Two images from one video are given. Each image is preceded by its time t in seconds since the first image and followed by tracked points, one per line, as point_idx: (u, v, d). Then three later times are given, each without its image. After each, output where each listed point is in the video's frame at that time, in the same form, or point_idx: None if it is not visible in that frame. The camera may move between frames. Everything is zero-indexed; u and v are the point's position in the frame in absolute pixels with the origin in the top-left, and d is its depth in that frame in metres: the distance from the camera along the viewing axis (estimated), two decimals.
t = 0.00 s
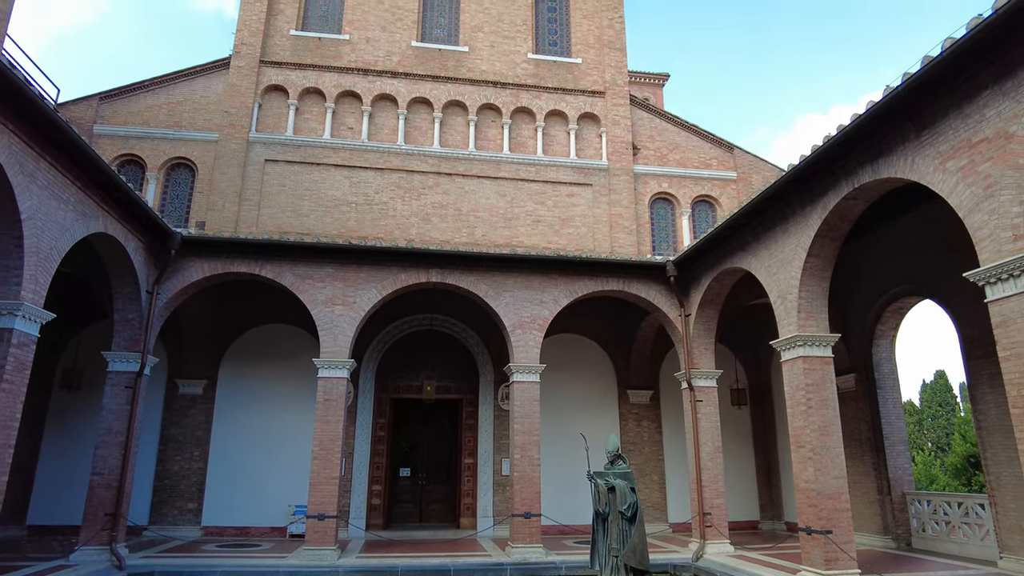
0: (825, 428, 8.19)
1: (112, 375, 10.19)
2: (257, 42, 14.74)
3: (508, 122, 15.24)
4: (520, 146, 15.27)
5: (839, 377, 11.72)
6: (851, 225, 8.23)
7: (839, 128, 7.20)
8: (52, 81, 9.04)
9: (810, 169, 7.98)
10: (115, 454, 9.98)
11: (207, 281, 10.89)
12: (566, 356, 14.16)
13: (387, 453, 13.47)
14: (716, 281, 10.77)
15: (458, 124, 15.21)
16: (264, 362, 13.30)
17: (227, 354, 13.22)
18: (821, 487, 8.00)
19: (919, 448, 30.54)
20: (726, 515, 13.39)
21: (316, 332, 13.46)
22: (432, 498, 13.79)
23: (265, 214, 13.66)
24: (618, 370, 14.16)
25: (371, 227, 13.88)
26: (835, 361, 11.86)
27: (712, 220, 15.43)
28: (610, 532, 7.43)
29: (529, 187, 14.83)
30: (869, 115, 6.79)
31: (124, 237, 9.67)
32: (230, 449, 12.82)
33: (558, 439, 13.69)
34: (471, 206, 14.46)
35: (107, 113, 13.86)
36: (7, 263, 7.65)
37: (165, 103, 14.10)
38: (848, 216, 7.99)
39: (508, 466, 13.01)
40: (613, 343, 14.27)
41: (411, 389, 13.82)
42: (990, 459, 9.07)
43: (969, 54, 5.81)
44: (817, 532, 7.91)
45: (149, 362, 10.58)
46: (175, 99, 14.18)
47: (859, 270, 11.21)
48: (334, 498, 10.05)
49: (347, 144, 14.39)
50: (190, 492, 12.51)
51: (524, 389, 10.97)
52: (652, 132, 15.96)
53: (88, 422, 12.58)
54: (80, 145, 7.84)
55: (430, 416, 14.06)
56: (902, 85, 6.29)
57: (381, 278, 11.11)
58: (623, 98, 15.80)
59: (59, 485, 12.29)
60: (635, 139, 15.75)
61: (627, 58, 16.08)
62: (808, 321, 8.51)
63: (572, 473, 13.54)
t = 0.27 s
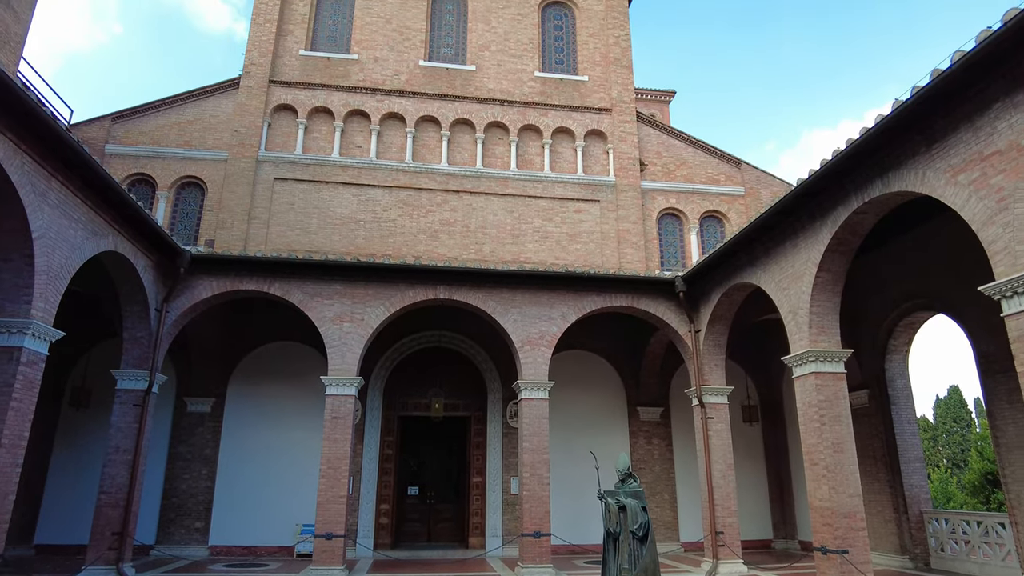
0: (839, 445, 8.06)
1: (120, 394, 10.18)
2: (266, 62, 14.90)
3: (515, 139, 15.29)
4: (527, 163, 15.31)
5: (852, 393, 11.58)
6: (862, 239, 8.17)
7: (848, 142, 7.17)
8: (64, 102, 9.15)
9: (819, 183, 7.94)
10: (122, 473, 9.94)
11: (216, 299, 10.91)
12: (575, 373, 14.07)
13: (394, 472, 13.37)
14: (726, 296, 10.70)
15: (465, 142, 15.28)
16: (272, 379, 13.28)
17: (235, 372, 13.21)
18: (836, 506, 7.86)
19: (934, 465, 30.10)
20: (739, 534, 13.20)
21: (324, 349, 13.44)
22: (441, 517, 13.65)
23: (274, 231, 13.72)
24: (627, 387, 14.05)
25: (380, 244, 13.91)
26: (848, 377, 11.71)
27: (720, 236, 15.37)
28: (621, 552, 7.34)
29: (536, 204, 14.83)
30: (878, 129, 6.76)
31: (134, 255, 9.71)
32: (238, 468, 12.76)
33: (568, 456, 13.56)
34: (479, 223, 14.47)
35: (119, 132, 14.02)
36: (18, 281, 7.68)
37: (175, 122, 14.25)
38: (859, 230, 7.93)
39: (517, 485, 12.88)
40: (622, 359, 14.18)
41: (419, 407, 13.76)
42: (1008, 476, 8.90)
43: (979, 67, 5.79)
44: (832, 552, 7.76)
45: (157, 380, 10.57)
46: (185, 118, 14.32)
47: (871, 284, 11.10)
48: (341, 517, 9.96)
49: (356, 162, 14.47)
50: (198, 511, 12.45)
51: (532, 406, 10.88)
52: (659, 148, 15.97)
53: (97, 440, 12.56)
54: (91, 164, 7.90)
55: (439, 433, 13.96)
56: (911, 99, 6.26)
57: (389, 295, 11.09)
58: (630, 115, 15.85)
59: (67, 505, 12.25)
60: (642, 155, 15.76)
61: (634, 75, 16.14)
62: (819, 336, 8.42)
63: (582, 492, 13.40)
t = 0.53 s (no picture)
0: (856, 463, 7.92)
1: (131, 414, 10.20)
2: (278, 84, 15.10)
3: (524, 158, 15.36)
4: (537, 181, 15.35)
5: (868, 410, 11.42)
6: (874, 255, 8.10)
7: (859, 157, 7.15)
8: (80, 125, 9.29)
9: (830, 199, 7.91)
10: (132, 493, 9.92)
11: (227, 319, 10.95)
12: (586, 391, 13.99)
13: (404, 492, 13.27)
14: (737, 313, 10.62)
15: (475, 161, 15.36)
16: (282, 399, 13.28)
17: (246, 392, 13.22)
18: (854, 526, 7.71)
19: (954, 484, 29.59)
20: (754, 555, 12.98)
21: (334, 368, 13.44)
22: (451, 538, 13.48)
23: (285, 251, 13.80)
24: (638, 405, 13.93)
25: (390, 263, 13.95)
26: (863, 395, 11.56)
27: (731, 252, 15.31)
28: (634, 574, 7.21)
29: (545, 222, 14.85)
30: (888, 143, 6.73)
31: (146, 275, 9.79)
32: (248, 488, 12.72)
33: (579, 476, 13.43)
34: (489, 241, 14.50)
35: (133, 154, 14.20)
36: (32, 302, 7.74)
37: (188, 144, 14.42)
38: (871, 245, 7.87)
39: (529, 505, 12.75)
40: (633, 377, 14.08)
41: (429, 426, 13.70)
42: None
43: (989, 80, 5.76)
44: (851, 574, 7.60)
45: (168, 400, 10.59)
46: (198, 140, 14.50)
47: (884, 300, 10.98)
48: (351, 538, 9.89)
49: (366, 182, 14.57)
50: (207, 531, 12.39)
51: (543, 426, 10.80)
52: (668, 165, 15.97)
53: (108, 461, 12.57)
54: (105, 186, 8.00)
55: (449, 453, 13.86)
56: (921, 113, 6.24)
57: (399, 314, 11.10)
58: (638, 133, 15.89)
59: (77, 526, 12.24)
60: (651, 173, 15.77)
61: (642, 94, 16.21)
62: (833, 352, 8.33)
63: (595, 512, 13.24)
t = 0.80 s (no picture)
0: (869, 488, 7.80)
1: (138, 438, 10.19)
2: (287, 110, 15.31)
3: (531, 182, 15.45)
4: (543, 204, 15.42)
5: (880, 433, 11.27)
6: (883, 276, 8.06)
7: (865, 179, 7.15)
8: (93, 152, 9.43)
9: (838, 220, 7.90)
10: (138, 519, 9.86)
11: (235, 343, 10.97)
12: (595, 415, 13.89)
13: (411, 518, 13.15)
14: (746, 335, 10.55)
15: (482, 185, 15.46)
16: (290, 424, 13.24)
17: (253, 416, 13.20)
18: (868, 553, 7.56)
19: (971, 508, 29.06)
20: None
21: (341, 393, 13.41)
22: (459, 565, 13.26)
23: (293, 275, 13.87)
24: (647, 429, 13.81)
25: (397, 286, 13.99)
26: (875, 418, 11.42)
27: (739, 274, 15.27)
28: None
29: (552, 245, 14.88)
30: (895, 165, 6.74)
31: (155, 300, 9.85)
32: (254, 514, 12.63)
33: (588, 501, 13.28)
34: (496, 264, 14.52)
35: (145, 180, 14.38)
36: (42, 326, 7.78)
37: (199, 170, 14.60)
38: (880, 267, 7.83)
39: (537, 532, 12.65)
40: (642, 400, 13.97)
41: (436, 451, 13.62)
42: None
43: (995, 102, 5.78)
44: None
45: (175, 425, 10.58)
46: (208, 165, 14.68)
47: (894, 321, 10.89)
48: (358, 564, 9.78)
49: (374, 206, 14.68)
50: (213, 557, 12.28)
51: (551, 450, 10.71)
52: (674, 188, 16.01)
53: (114, 486, 12.54)
54: (116, 211, 8.08)
55: (457, 479, 13.74)
56: (927, 135, 6.25)
57: (406, 337, 11.09)
58: (644, 156, 15.97)
59: (82, 552, 12.17)
60: (657, 196, 15.81)
61: (647, 118, 16.33)
62: (844, 375, 8.25)
63: (604, 537, 13.07)
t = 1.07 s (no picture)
0: (881, 515, 7.67)
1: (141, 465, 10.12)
2: (295, 138, 15.49)
3: (535, 208, 15.53)
4: (548, 229, 15.47)
5: (891, 459, 11.12)
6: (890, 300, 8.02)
7: (870, 203, 7.16)
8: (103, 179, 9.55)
9: (843, 244, 7.90)
10: (140, 547, 9.76)
11: (240, 368, 10.96)
12: (601, 441, 13.77)
13: (416, 546, 12.98)
14: (753, 360, 10.49)
15: (487, 211, 15.54)
16: (294, 451, 13.16)
17: (257, 443, 13.12)
18: None
19: (985, 537, 28.52)
20: None
21: (346, 419, 13.33)
22: None
23: (299, 300, 13.90)
24: (654, 456, 13.67)
25: (403, 311, 13.99)
26: (885, 443, 11.25)
27: (744, 299, 15.23)
28: None
29: (557, 269, 14.90)
30: (899, 188, 6.75)
31: (161, 326, 9.87)
32: (257, 543, 12.49)
33: (595, 529, 13.10)
34: (500, 289, 14.53)
35: (153, 207, 14.52)
36: (48, 352, 7.79)
37: (207, 197, 14.73)
38: (887, 290, 7.80)
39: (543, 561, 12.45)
40: (649, 426, 13.84)
41: (440, 478, 13.50)
42: None
43: (998, 126, 5.80)
44: None
45: (179, 451, 10.52)
46: (216, 192, 14.82)
47: (903, 345, 10.80)
48: None
49: (380, 232, 14.76)
50: None
51: (557, 477, 10.59)
52: (678, 212, 16.06)
53: (117, 513, 12.45)
54: (124, 237, 8.14)
55: (462, 506, 13.59)
56: (931, 159, 6.27)
57: (411, 362, 11.06)
58: (648, 182, 16.05)
59: None
60: (662, 221, 15.85)
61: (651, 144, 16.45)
62: (852, 400, 8.17)
63: (611, 567, 12.86)
